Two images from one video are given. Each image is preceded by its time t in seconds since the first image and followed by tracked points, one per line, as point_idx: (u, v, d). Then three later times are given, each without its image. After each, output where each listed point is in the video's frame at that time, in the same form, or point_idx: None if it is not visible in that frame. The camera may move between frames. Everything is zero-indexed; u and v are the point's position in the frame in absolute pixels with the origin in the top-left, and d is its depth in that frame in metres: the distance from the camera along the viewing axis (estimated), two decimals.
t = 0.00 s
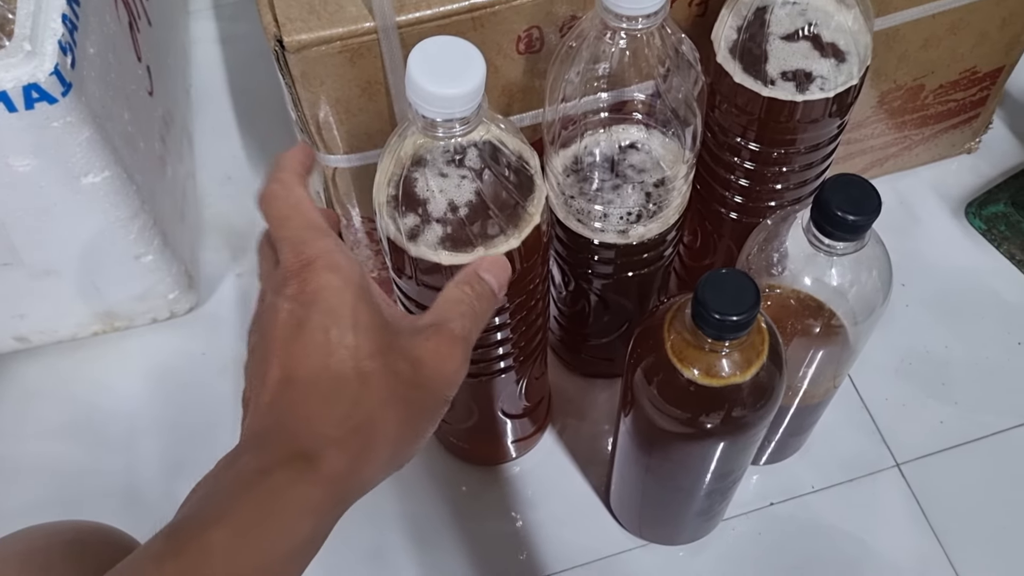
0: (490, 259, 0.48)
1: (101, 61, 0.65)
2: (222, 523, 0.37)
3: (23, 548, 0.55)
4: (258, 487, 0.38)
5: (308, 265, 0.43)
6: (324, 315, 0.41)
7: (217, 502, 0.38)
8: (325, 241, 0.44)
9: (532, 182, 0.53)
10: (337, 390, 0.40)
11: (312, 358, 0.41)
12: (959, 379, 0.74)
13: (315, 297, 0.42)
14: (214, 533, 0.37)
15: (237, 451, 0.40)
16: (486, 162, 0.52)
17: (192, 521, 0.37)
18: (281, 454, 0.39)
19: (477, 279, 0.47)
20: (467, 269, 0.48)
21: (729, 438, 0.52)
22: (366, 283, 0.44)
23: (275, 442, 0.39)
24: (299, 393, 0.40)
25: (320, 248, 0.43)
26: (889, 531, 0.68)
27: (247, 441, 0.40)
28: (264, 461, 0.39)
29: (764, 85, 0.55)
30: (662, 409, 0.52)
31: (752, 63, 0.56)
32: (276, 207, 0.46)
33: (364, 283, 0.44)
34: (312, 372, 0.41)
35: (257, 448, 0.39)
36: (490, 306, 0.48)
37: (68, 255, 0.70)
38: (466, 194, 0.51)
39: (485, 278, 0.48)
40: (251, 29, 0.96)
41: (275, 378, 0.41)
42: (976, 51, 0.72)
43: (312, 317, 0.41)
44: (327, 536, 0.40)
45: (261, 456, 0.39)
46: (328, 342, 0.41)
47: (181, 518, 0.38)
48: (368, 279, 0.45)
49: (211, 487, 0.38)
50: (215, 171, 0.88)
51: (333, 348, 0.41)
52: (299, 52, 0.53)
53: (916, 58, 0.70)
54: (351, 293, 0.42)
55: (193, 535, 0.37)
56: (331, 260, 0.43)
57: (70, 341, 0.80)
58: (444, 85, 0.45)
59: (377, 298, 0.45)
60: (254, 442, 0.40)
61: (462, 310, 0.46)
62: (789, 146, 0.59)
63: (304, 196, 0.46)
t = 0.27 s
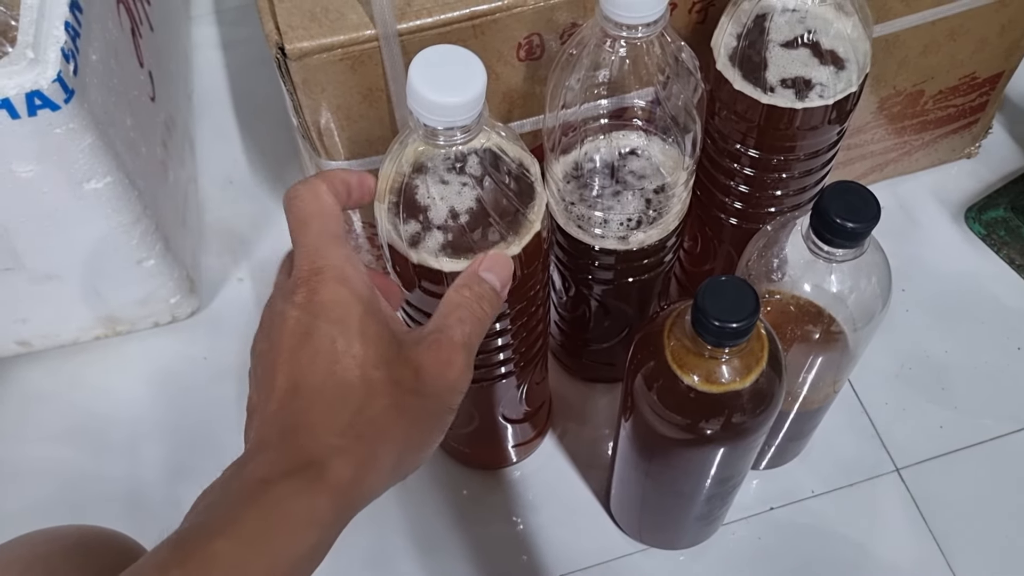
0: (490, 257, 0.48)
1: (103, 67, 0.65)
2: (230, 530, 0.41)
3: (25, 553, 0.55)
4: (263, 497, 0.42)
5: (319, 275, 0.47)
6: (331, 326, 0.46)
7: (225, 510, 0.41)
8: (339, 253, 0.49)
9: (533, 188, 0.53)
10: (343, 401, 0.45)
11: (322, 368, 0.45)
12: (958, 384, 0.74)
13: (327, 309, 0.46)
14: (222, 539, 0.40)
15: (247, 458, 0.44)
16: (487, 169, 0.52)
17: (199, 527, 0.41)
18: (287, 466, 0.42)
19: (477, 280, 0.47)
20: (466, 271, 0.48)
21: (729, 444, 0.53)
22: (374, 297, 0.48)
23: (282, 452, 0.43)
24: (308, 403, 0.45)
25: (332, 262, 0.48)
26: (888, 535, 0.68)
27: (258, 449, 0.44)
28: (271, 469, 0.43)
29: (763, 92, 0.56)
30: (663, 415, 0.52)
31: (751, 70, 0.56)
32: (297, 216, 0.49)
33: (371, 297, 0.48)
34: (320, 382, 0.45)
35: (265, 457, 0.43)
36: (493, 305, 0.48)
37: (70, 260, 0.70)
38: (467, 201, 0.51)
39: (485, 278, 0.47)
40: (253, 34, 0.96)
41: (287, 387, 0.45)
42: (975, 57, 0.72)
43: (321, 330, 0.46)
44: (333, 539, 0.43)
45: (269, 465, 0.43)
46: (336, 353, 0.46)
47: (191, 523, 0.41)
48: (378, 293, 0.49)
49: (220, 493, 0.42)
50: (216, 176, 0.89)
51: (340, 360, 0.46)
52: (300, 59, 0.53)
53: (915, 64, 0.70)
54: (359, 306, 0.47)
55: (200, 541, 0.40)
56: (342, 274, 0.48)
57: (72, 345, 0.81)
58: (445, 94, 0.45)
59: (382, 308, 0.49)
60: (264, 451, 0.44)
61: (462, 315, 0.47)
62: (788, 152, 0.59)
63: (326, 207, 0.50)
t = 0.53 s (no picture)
0: (513, 261, 0.49)
1: (102, 66, 0.65)
2: (243, 524, 0.41)
3: (24, 553, 0.55)
4: (273, 494, 0.42)
5: (324, 266, 0.47)
6: (340, 322, 0.45)
7: (238, 505, 0.41)
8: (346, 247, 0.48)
9: (532, 188, 0.53)
10: (354, 396, 0.45)
11: (330, 363, 0.45)
12: (961, 384, 0.74)
13: (334, 303, 0.46)
14: (236, 535, 0.41)
15: (259, 452, 0.44)
16: (486, 170, 0.52)
17: (213, 522, 0.41)
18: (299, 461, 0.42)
19: (500, 283, 0.48)
20: (488, 272, 0.48)
21: (731, 445, 0.52)
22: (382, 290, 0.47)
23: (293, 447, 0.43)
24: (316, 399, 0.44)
25: (338, 254, 0.47)
26: (890, 537, 0.68)
27: (268, 443, 0.44)
28: (284, 464, 0.43)
29: (765, 91, 0.55)
30: (664, 416, 0.52)
31: (753, 69, 0.56)
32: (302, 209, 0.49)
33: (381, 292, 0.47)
34: (330, 377, 0.45)
35: (276, 452, 0.43)
36: (507, 309, 0.48)
37: (68, 260, 0.70)
38: (466, 201, 0.51)
39: (507, 282, 0.48)
40: (252, 32, 0.96)
41: (296, 381, 0.45)
42: (978, 56, 0.72)
43: (330, 324, 0.45)
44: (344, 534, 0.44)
45: (281, 460, 0.43)
46: (346, 349, 0.45)
47: (203, 517, 0.42)
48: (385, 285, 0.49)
49: (231, 488, 0.42)
50: (216, 175, 0.88)
51: (350, 355, 0.45)
52: (300, 58, 0.53)
53: (917, 63, 0.70)
54: (368, 300, 0.46)
55: (214, 536, 0.41)
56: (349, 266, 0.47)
57: (71, 345, 0.80)
58: (444, 93, 0.45)
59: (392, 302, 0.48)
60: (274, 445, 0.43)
61: (475, 319, 0.47)
62: (790, 151, 0.59)
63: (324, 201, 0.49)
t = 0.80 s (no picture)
0: (514, 280, 0.50)
1: (97, 67, 0.65)
2: (259, 519, 0.42)
3: (18, 557, 0.55)
4: (290, 491, 0.43)
5: (343, 275, 0.50)
6: (355, 330, 0.49)
7: (253, 502, 0.42)
8: (367, 260, 0.51)
9: (530, 189, 0.53)
10: (367, 400, 0.47)
11: (346, 368, 0.48)
12: (961, 387, 0.74)
13: (351, 311, 0.49)
14: (251, 530, 0.41)
15: (273, 454, 0.45)
16: (484, 170, 0.51)
17: (231, 518, 0.41)
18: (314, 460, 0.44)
19: (496, 302, 0.49)
20: (487, 289, 0.50)
21: (729, 449, 0.52)
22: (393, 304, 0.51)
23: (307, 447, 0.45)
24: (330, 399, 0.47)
25: (356, 265, 0.51)
26: (890, 540, 0.67)
27: (282, 445, 0.45)
28: (298, 464, 0.44)
29: (763, 93, 0.55)
30: (661, 420, 0.52)
31: (751, 70, 0.56)
32: (328, 223, 0.52)
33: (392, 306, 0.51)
34: (345, 382, 0.47)
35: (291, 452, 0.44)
36: (504, 326, 0.50)
37: (64, 262, 0.70)
38: (464, 202, 0.51)
39: (505, 301, 0.49)
40: (250, 33, 0.95)
41: (312, 385, 0.47)
42: (978, 57, 0.72)
43: (346, 332, 0.48)
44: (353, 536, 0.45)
45: (296, 460, 0.44)
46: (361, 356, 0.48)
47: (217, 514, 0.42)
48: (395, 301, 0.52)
49: (246, 486, 0.43)
50: (213, 177, 0.88)
51: (364, 361, 0.48)
52: (295, 59, 0.52)
53: (917, 64, 0.69)
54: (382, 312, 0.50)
55: (232, 531, 0.41)
56: (366, 277, 0.50)
57: (67, 347, 0.80)
58: (442, 92, 0.44)
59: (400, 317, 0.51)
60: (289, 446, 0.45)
61: (478, 331, 0.49)
62: (789, 153, 0.58)
63: (349, 212, 0.53)
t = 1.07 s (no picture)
0: (514, 281, 0.50)
1: (98, 68, 0.65)
2: (261, 518, 0.41)
3: (19, 560, 0.54)
4: (293, 489, 0.42)
5: (347, 272, 0.49)
6: (361, 326, 0.48)
7: (257, 500, 0.42)
8: (372, 257, 0.50)
9: (533, 189, 0.52)
10: (372, 397, 0.47)
11: (350, 366, 0.47)
12: (964, 388, 0.73)
13: (356, 308, 0.48)
14: (255, 527, 0.41)
15: (276, 453, 0.44)
16: (487, 170, 0.51)
17: (233, 516, 0.41)
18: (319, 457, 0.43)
19: (496, 303, 0.50)
20: (486, 289, 0.50)
21: (733, 452, 0.52)
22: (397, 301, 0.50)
23: (311, 445, 0.45)
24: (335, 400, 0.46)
25: (361, 262, 0.50)
26: (894, 542, 0.67)
27: (286, 442, 0.45)
28: (302, 461, 0.44)
29: (767, 94, 0.55)
30: (664, 422, 0.51)
31: (754, 71, 0.56)
32: (336, 219, 0.52)
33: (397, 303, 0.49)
34: (349, 379, 0.47)
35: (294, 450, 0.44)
36: (503, 326, 0.51)
37: (65, 263, 0.69)
38: (467, 202, 0.50)
39: (504, 302, 0.50)
40: (251, 33, 0.95)
41: (315, 382, 0.46)
42: (982, 57, 0.71)
43: (351, 328, 0.47)
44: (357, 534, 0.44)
45: (300, 457, 0.44)
46: (367, 353, 0.47)
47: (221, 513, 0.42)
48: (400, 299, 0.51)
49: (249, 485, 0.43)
50: (215, 178, 0.88)
51: (370, 357, 0.47)
52: (297, 61, 0.52)
53: (920, 64, 0.69)
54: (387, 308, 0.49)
55: (235, 529, 0.41)
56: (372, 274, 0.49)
57: (68, 348, 0.80)
58: (444, 92, 0.44)
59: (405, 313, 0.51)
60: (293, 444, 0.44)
61: (480, 330, 0.50)
62: (792, 154, 0.58)
63: (355, 210, 0.52)
